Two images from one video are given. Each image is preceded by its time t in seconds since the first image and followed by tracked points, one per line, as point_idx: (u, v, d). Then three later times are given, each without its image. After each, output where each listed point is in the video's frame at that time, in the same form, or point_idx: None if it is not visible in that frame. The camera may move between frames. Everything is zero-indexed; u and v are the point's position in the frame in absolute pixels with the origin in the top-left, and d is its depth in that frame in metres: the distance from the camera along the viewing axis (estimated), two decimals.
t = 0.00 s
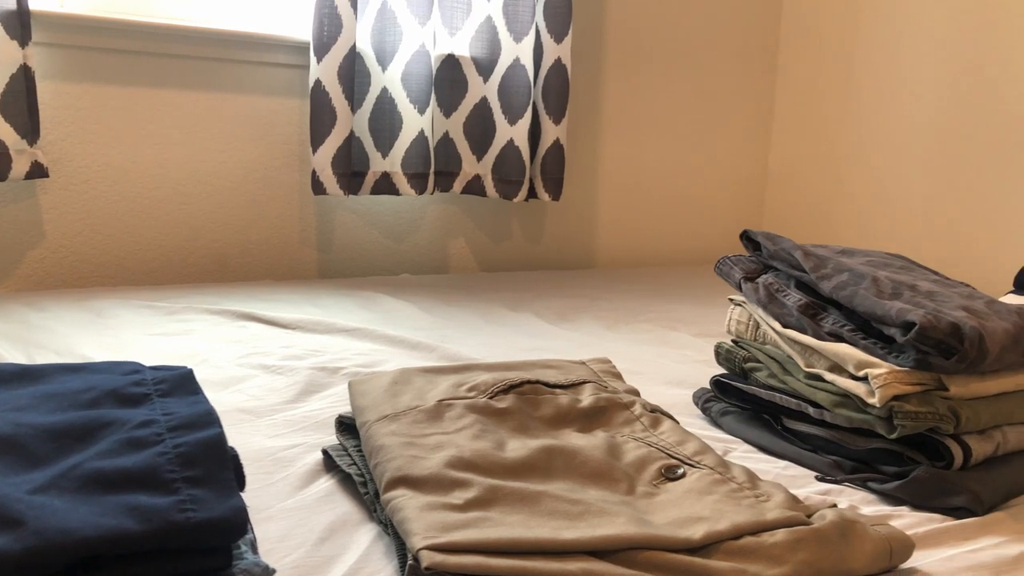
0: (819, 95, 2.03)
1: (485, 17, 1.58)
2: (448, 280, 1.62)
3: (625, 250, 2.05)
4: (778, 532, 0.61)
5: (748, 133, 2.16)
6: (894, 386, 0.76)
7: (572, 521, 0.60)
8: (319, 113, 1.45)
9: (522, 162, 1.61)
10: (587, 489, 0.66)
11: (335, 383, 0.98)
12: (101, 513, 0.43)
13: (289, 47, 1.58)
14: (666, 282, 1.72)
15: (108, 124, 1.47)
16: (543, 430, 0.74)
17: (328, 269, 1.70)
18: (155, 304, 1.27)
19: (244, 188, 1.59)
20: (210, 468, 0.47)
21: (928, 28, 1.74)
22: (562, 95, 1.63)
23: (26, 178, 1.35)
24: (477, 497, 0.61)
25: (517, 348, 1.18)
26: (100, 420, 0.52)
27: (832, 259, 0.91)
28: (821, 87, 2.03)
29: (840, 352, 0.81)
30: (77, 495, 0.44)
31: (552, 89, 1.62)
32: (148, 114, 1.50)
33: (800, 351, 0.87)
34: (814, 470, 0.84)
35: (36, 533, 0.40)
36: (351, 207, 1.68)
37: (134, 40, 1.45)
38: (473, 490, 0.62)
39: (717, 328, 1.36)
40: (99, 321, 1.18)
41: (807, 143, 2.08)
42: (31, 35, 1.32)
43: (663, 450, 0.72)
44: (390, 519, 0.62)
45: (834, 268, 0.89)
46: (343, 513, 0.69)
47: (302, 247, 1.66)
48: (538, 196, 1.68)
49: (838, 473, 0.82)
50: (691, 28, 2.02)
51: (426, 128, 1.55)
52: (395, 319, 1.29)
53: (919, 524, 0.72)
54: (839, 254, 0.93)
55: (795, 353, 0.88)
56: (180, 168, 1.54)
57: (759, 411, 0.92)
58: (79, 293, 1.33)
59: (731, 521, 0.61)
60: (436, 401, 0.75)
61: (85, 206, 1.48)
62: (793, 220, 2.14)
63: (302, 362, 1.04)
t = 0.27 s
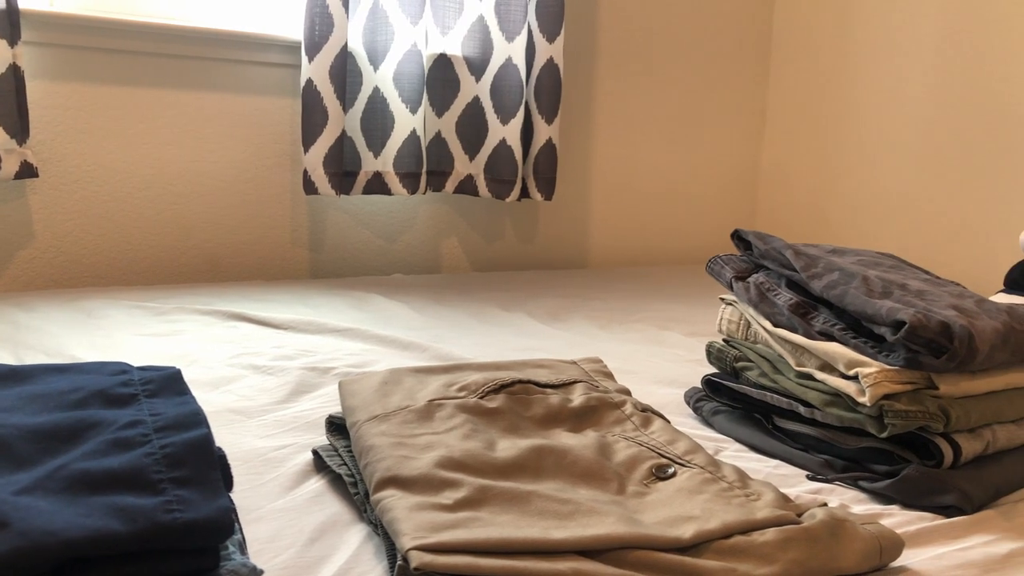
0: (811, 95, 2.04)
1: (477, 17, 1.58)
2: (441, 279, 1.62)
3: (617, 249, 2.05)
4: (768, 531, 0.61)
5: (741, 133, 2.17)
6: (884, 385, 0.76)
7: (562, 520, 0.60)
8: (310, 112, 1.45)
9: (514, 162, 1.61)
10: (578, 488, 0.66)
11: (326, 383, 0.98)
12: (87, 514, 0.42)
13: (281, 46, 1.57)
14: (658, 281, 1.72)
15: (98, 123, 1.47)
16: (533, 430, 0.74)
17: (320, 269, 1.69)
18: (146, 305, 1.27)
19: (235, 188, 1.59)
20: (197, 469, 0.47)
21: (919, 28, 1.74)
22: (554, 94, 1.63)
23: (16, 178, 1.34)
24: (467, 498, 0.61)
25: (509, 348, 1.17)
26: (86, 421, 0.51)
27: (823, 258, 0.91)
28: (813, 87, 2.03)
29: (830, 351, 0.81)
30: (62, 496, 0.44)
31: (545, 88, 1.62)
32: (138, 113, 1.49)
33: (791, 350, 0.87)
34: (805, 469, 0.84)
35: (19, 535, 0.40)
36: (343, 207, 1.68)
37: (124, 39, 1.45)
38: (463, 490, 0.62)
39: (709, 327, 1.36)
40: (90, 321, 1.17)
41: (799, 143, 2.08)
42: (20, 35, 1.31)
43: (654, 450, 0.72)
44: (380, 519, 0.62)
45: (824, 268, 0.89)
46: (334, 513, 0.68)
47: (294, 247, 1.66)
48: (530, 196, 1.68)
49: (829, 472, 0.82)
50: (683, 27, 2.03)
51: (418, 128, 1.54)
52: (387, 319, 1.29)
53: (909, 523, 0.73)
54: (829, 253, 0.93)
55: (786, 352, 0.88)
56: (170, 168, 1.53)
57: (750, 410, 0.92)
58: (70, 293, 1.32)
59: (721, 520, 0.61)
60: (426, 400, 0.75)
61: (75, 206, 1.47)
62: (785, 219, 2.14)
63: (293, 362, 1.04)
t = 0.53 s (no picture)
0: (806, 93, 2.04)
1: (472, 16, 1.58)
2: (436, 279, 1.62)
3: (613, 248, 2.05)
4: (760, 529, 0.61)
5: (736, 132, 2.17)
6: (877, 384, 0.76)
7: (554, 519, 0.60)
8: (305, 112, 1.45)
9: (509, 161, 1.61)
10: (571, 487, 0.66)
11: (320, 383, 0.98)
12: (76, 515, 0.42)
13: (275, 46, 1.57)
14: (654, 280, 1.72)
15: (92, 123, 1.46)
16: (526, 429, 0.74)
17: (314, 269, 1.69)
18: (141, 305, 1.27)
19: (230, 188, 1.59)
20: (187, 469, 0.47)
21: (913, 26, 1.74)
22: (550, 94, 1.63)
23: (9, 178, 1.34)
24: (459, 497, 0.61)
25: (503, 347, 1.17)
26: (76, 422, 0.51)
27: (816, 257, 0.91)
28: (807, 85, 2.03)
29: (823, 349, 0.81)
30: (51, 497, 0.44)
31: (539, 88, 1.62)
32: (132, 113, 1.49)
33: (785, 348, 0.87)
34: (799, 468, 0.84)
35: (8, 536, 0.40)
36: (338, 206, 1.68)
37: (117, 39, 1.44)
38: (455, 489, 0.62)
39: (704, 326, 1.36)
40: (84, 321, 1.17)
41: (794, 142, 2.08)
42: (14, 35, 1.31)
43: (647, 448, 0.72)
44: (373, 519, 0.62)
45: (818, 266, 0.89)
46: (327, 513, 0.68)
47: (288, 247, 1.66)
48: (526, 195, 1.68)
49: (822, 470, 0.82)
50: (677, 26, 2.03)
51: (413, 127, 1.54)
52: (382, 319, 1.29)
53: (902, 521, 0.73)
54: (823, 252, 0.93)
55: (780, 351, 0.88)
56: (165, 168, 1.53)
57: (744, 409, 0.92)
58: (64, 294, 1.32)
59: (713, 519, 0.61)
60: (419, 400, 0.75)
61: (69, 206, 1.47)
62: (780, 218, 2.14)
63: (287, 362, 1.04)
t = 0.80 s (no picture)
0: (798, 93, 2.04)
1: (464, 17, 1.58)
2: (428, 280, 1.62)
3: (606, 249, 2.05)
4: (748, 530, 0.61)
5: (728, 132, 2.17)
6: (866, 384, 0.76)
7: (543, 521, 0.60)
8: (296, 113, 1.45)
9: (502, 162, 1.61)
10: (560, 489, 0.66)
11: (311, 385, 0.98)
12: (59, 520, 0.42)
13: (266, 47, 1.57)
14: (646, 281, 1.72)
15: (82, 125, 1.46)
16: (516, 430, 0.74)
17: (307, 270, 1.69)
18: (132, 307, 1.26)
19: (221, 190, 1.59)
20: (172, 473, 0.47)
21: (904, 26, 1.75)
22: (542, 94, 1.63)
23: None
24: (448, 499, 0.61)
25: (495, 348, 1.17)
26: (61, 426, 0.51)
27: (806, 257, 0.92)
28: (800, 85, 2.04)
29: (813, 349, 0.81)
30: (35, 502, 0.44)
31: (531, 89, 1.62)
32: (123, 115, 1.49)
33: (775, 349, 0.88)
34: (789, 468, 0.84)
35: None
36: (330, 208, 1.68)
37: (106, 40, 1.44)
38: (443, 492, 0.62)
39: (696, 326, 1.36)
40: (74, 323, 1.17)
41: (786, 143, 2.09)
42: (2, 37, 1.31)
43: (637, 449, 0.72)
44: (361, 521, 0.62)
45: (807, 266, 0.89)
46: (316, 516, 0.68)
47: (281, 248, 1.65)
48: (518, 196, 1.68)
49: (812, 470, 0.82)
50: (669, 27, 2.03)
51: (405, 128, 1.54)
52: (374, 321, 1.29)
53: (891, 521, 0.73)
54: (813, 252, 0.93)
55: (770, 351, 0.88)
56: (156, 169, 1.53)
57: (734, 410, 0.92)
58: (54, 296, 1.32)
59: (702, 520, 0.61)
60: (409, 402, 0.75)
61: (59, 208, 1.47)
62: (773, 217, 2.15)
63: (278, 364, 1.03)
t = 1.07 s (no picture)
0: (789, 94, 2.05)
1: (454, 17, 1.58)
2: (419, 280, 1.62)
3: (598, 249, 2.05)
4: (735, 530, 0.61)
5: (720, 132, 2.17)
6: (853, 383, 0.76)
7: (529, 522, 0.60)
8: (286, 114, 1.44)
9: (493, 162, 1.61)
10: (547, 490, 0.66)
11: (299, 386, 0.97)
12: (38, 523, 0.42)
13: (256, 48, 1.56)
14: (638, 281, 1.72)
15: (70, 126, 1.46)
16: (503, 431, 0.74)
17: (297, 271, 1.69)
18: (121, 309, 1.26)
19: (211, 191, 1.58)
20: (154, 475, 0.47)
21: (894, 26, 1.75)
22: (533, 94, 1.63)
23: None
24: (434, 500, 0.61)
25: (485, 349, 1.17)
26: (43, 428, 0.51)
27: (794, 257, 0.92)
28: (791, 85, 2.04)
29: (800, 349, 0.82)
30: (15, 505, 0.43)
31: (522, 89, 1.62)
32: (111, 116, 1.48)
33: (763, 349, 0.88)
34: (777, 467, 0.84)
35: None
36: (321, 208, 1.68)
37: (94, 41, 1.44)
38: (430, 493, 0.62)
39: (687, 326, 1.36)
40: (62, 325, 1.17)
41: (777, 142, 2.09)
42: None
43: (624, 450, 0.72)
44: (347, 523, 0.62)
45: (795, 266, 0.89)
46: (303, 518, 0.68)
47: (272, 249, 1.65)
48: (510, 196, 1.68)
49: (800, 470, 0.82)
50: (661, 27, 2.03)
51: (396, 129, 1.54)
52: (364, 322, 1.28)
53: (878, 520, 0.73)
54: (801, 252, 0.93)
55: (758, 351, 0.88)
56: (145, 170, 1.52)
57: (723, 409, 0.92)
58: (42, 298, 1.31)
59: (688, 520, 0.61)
60: (396, 403, 0.75)
61: (48, 210, 1.46)
62: (765, 217, 2.15)
63: (267, 365, 1.03)
